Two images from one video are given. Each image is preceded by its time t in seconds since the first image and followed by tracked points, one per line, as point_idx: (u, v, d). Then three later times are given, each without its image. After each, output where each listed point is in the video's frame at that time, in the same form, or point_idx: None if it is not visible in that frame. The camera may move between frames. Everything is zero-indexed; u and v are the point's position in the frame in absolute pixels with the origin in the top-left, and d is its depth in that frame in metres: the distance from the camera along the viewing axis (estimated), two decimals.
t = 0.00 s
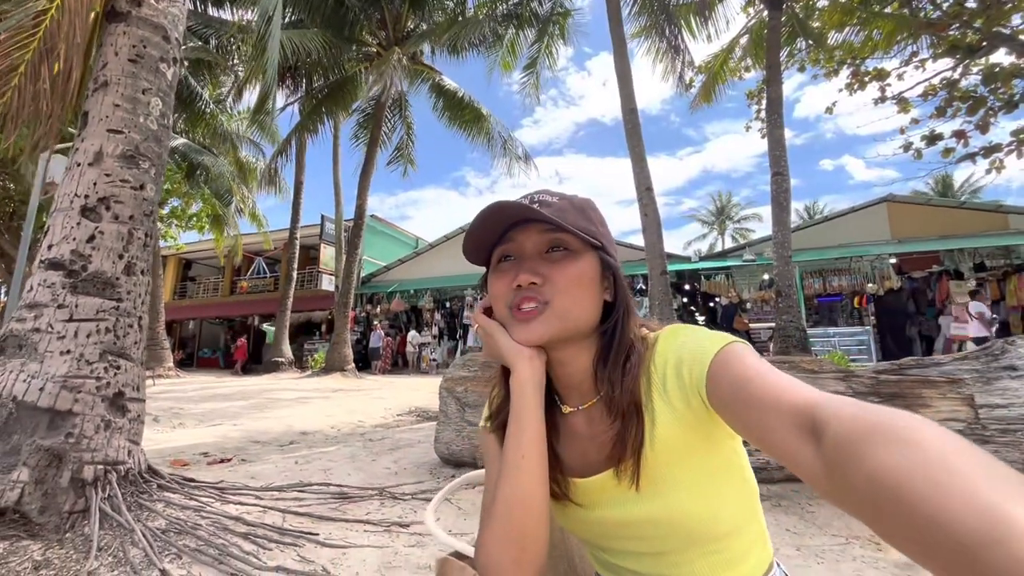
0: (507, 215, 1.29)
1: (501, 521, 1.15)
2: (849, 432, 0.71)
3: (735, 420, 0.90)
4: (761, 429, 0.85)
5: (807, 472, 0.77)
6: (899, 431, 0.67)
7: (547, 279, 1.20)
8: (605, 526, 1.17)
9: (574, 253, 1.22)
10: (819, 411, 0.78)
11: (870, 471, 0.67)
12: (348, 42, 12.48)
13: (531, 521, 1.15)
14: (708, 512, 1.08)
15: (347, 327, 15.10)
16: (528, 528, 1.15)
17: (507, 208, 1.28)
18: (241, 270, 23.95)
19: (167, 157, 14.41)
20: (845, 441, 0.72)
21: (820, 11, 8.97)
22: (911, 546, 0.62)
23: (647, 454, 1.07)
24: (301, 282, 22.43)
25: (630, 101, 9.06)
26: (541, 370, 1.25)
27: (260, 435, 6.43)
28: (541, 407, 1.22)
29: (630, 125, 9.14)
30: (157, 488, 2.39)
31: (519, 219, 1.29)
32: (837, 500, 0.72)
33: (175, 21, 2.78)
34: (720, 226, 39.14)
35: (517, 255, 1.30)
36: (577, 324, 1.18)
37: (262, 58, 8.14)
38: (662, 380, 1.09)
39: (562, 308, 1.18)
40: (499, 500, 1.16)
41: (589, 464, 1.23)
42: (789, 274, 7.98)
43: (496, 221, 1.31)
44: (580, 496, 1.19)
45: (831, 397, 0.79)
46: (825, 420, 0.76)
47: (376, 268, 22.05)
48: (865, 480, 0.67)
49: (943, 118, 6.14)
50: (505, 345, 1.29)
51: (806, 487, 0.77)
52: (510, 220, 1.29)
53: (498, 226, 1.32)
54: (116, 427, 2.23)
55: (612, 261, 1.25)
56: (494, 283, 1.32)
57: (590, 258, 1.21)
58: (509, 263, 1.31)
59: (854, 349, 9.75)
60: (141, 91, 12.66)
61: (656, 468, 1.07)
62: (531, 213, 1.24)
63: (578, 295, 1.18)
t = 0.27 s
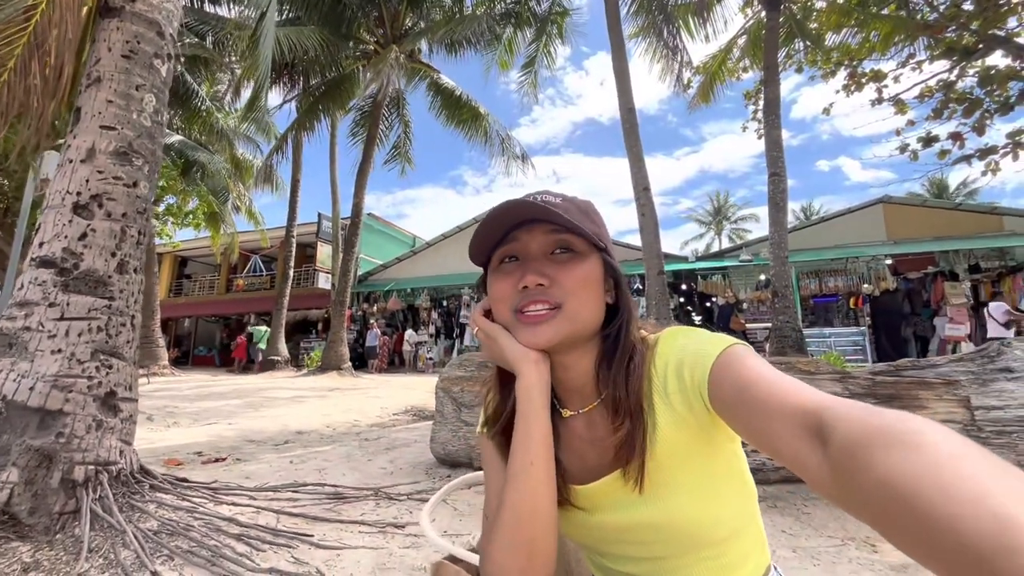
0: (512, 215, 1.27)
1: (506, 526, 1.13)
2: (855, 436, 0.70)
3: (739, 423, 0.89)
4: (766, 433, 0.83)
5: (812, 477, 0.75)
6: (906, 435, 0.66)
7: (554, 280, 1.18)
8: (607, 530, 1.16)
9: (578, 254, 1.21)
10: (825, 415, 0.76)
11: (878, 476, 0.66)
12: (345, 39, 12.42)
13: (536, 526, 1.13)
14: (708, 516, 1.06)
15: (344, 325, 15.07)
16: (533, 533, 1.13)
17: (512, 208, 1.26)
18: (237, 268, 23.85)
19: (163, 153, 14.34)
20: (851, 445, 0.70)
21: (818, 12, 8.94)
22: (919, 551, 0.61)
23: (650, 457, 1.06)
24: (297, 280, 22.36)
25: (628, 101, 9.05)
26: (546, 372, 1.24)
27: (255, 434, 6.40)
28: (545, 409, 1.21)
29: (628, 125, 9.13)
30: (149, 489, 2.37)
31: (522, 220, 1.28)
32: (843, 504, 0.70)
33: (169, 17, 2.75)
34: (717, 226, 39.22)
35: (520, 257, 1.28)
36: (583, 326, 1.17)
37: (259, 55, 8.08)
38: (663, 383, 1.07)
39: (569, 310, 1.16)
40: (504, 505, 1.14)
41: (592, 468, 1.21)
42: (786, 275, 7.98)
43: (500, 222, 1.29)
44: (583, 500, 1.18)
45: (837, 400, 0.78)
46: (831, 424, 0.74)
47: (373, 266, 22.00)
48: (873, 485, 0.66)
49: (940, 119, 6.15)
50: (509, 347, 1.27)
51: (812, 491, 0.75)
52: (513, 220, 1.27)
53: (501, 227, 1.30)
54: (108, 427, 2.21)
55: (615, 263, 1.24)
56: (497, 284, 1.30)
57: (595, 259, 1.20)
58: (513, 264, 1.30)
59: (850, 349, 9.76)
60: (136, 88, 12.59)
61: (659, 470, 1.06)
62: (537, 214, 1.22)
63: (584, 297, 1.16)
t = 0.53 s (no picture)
0: (501, 221, 1.27)
1: (489, 528, 1.13)
2: (841, 443, 0.70)
3: (726, 429, 0.89)
4: (752, 438, 0.84)
5: (798, 481, 0.76)
6: (890, 442, 0.67)
7: (543, 286, 1.19)
8: (594, 533, 1.16)
9: (567, 260, 1.21)
10: (811, 421, 0.77)
11: (863, 482, 0.66)
12: (344, 39, 12.40)
13: (519, 529, 1.14)
14: (696, 519, 1.07)
15: (341, 325, 15.04)
16: (517, 534, 1.13)
17: (501, 214, 1.26)
18: (235, 267, 23.79)
19: (160, 152, 14.30)
20: (837, 452, 0.71)
21: (817, 14, 8.96)
22: (901, 556, 0.61)
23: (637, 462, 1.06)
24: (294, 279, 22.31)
25: (627, 102, 9.06)
26: (536, 378, 1.24)
27: (251, 434, 6.38)
28: (534, 414, 1.21)
29: (627, 126, 9.13)
30: (142, 491, 2.36)
31: (511, 226, 1.28)
32: (829, 510, 0.71)
33: (165, 18, 2.74)
34: (715, 227, 39.27)
35: (509, 263, 1.28)
36: (573, 332, 1.17)
37: (258, 55, 8.06)
38: (653, 388, 1.07)
39: (558, 316, 1.17)
40: (489, 506, 1.14)
41: (579, 472, 1.22)
42: (783, 277, 7.97)
43: (489, 228, 1.29)
44: (570, 502, 1.18)
45: (823, 406, 0.78)
46: (818, 430, 0.75)
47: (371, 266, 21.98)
48: (858, 490, 0.66)
49: (936, 122, 6.16)
50: (499, 353, 1.27)
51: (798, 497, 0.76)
52: (502, 226, 1.28)
53: (490, 233, 1.30)
54: (101, 428, 2.20)
55: (603, 268, 1.25)
56: (487, 291, 1.30)
57: (584, 265, 1.21)
58: (502, 270, 1.30)
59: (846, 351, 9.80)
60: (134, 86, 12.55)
61: (646, 474, 1.06)
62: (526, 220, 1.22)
63: (573, 302, 1.17)
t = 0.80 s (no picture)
0: (499, 217, 1.28)
1: (488, 524, 1.14)
2: (839, 439, 0.71)
3: (724, 425, 0.90)
4: (751, 434, 0.84)
5: (797, 477, 0.77)
6: (887, 438, 0.67)
7: (541, 281, 1.20)
8: (593, 529, 1.17)
9: (565, 256, 1.22)
10: (810, 417, 0.77)
11: (861, 479, 0.67)
12: (344, 39, 12.41)
13: (519, 524, 1.14)
14: (695, 515, 1.07)
15: (340, 325, 15.03)
16: (515, 530, 1.13)
17: (499, 210, 1.27)
18: (234, 267, 23.78)
19: (161, 151, 14.31)
20: (835, 448, 0.71)
21: (816, 17, 8.97)
22: (898, 552, 0.62)
23: (636, 458, 1.07)
24: (294, 279, 22.30)
25: (627, 102, 9.08)
26: (534, 373, 1.25)
27: (250, 433, 6.38)
28: (534, 410, 1.22)
29: (627, 128, 9.15)
30: (141, 488, 2.36)
31: (510, 222, 1.29)
32: (827, 505, 0.71)
33: (166, 16, 2.75)
34: (715, 229, 39.31)
35: (508, 258, 1.30)
36: (571, 326, 1.18)
37: (259, 55, 8.07)
38: (651, 383, 1.08)
39: (555, 311, 1.18)
40: (488, 502, 1.15)
41: (579, 468, 1.23)
42: (782, 278, 7.98)
43: (488, 224, 1.30)
44: (569, 498, 1.19)
45: (821, 403, 0.79)
46: (815, 426, 0.75)
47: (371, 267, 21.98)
48: (856, 486, 0.67)
49: (935, 125, 6.18)
50: (497, 348, 1.28)
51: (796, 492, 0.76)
52: (501, 222, 1.29)
53: (488, 229, 1.31)
54: (100, 424, 2.21)
55: (601, 264, 1.26)
56: (485, 286, 1.31)
57: (581, 260, 1.22)
58: (501, 266, 1.31)
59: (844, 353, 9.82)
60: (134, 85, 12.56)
61: (645, 470, 1.07)
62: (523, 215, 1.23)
63: (571, 297, 1.18)
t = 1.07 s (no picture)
0: (507, 206, 1.27)
1: (496, 523, 1.12)
2: (849, 430, 0.70)
3: (730, 416, 0.89)
4: (759, 426, 0.83)
5: (806, 468, 0.75)
6: (898, 427, 0.66)
7: (549, 271, 1.19)
8: (595, 526, 1.16)
9: (572, 247, 1.21)
10: (819, 406, 0.76)
11: (872, 468, 0.65)
12: (344, 39, 12.41)
13: (526, 522, 1.13)
14: (696, 512, 1.06)
15: (340, 325, 15.00)
16: (524, 529, 1.12)
17: (508, 200, 1.27)
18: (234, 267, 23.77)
19: (160, 152, 14.31)
20: (845, 439, 0.70)
21: (816, 18, 8.95)
22: (912, 543, 0.61)
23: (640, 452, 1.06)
24: (293, 280, 22.29)
25: (627, 103, 9.08)
26: (540, 366, 1.23)
27: (248, 433, 6.36)
28: (540, 405, 1.20)
29: (626, 129, 9.15)
30: (136, 486, 2.35)
31: (515, 212, 1.28)
32: (837, 497, 0.70)
33: (163, 13, 2.74)
34: (714, 231, 39.32)
35: (513, 249, 1.29)
36: (578, 318, 1.17)
37: (259, 55, 8.06)
38: (654, 375, 1.07)
39: (564, 302, 1.17)
40: (495, 499, 1.13)
41: (582, 463, 1.21)
42: (781, 279, 7.96)
43: (493, 214, 1.29)
44: (573, 495, 1.17)
45: (829, 392, 0.78)
46: (825, 417, 0.74)
47: (370, 268, 21.98)
48: (868, 477, 0.65)
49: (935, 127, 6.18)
50: (502, 340, 1.26)
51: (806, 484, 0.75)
52: (507, 213, 1.28)
53: (494, 219, 1.30)
54: (95, 422, 2.19)
55: (606, 257, 1.25)
56: (490, 277, 1.30)
57: (588, 252, 1.21)
58: (506, 256, 1.30)
59: (844, 354, 9.82)
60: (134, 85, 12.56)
61: (648, 465, 1.06)
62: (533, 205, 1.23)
63: (578, 288, 1.17)
